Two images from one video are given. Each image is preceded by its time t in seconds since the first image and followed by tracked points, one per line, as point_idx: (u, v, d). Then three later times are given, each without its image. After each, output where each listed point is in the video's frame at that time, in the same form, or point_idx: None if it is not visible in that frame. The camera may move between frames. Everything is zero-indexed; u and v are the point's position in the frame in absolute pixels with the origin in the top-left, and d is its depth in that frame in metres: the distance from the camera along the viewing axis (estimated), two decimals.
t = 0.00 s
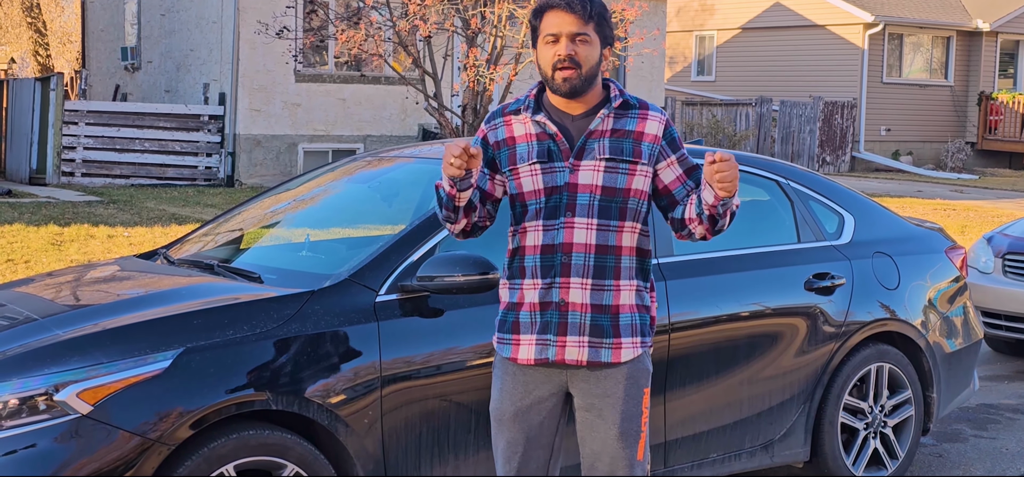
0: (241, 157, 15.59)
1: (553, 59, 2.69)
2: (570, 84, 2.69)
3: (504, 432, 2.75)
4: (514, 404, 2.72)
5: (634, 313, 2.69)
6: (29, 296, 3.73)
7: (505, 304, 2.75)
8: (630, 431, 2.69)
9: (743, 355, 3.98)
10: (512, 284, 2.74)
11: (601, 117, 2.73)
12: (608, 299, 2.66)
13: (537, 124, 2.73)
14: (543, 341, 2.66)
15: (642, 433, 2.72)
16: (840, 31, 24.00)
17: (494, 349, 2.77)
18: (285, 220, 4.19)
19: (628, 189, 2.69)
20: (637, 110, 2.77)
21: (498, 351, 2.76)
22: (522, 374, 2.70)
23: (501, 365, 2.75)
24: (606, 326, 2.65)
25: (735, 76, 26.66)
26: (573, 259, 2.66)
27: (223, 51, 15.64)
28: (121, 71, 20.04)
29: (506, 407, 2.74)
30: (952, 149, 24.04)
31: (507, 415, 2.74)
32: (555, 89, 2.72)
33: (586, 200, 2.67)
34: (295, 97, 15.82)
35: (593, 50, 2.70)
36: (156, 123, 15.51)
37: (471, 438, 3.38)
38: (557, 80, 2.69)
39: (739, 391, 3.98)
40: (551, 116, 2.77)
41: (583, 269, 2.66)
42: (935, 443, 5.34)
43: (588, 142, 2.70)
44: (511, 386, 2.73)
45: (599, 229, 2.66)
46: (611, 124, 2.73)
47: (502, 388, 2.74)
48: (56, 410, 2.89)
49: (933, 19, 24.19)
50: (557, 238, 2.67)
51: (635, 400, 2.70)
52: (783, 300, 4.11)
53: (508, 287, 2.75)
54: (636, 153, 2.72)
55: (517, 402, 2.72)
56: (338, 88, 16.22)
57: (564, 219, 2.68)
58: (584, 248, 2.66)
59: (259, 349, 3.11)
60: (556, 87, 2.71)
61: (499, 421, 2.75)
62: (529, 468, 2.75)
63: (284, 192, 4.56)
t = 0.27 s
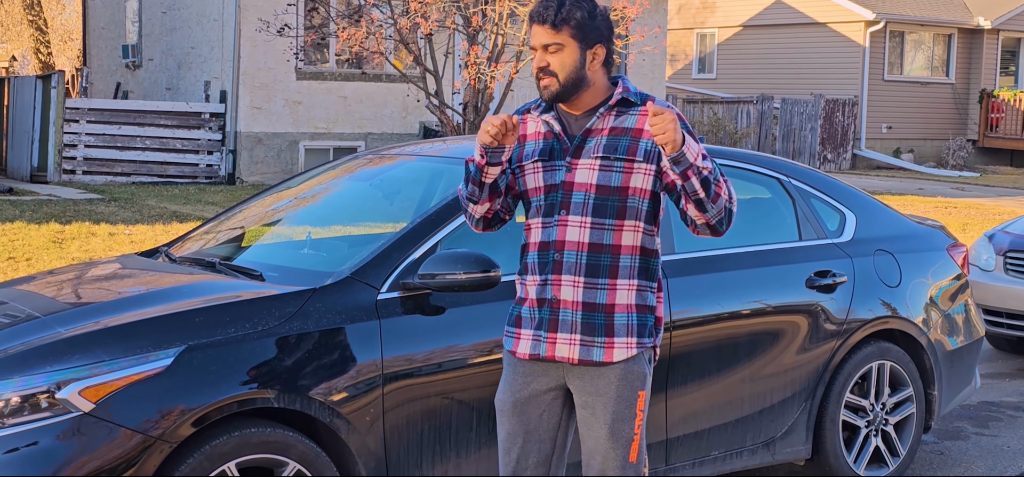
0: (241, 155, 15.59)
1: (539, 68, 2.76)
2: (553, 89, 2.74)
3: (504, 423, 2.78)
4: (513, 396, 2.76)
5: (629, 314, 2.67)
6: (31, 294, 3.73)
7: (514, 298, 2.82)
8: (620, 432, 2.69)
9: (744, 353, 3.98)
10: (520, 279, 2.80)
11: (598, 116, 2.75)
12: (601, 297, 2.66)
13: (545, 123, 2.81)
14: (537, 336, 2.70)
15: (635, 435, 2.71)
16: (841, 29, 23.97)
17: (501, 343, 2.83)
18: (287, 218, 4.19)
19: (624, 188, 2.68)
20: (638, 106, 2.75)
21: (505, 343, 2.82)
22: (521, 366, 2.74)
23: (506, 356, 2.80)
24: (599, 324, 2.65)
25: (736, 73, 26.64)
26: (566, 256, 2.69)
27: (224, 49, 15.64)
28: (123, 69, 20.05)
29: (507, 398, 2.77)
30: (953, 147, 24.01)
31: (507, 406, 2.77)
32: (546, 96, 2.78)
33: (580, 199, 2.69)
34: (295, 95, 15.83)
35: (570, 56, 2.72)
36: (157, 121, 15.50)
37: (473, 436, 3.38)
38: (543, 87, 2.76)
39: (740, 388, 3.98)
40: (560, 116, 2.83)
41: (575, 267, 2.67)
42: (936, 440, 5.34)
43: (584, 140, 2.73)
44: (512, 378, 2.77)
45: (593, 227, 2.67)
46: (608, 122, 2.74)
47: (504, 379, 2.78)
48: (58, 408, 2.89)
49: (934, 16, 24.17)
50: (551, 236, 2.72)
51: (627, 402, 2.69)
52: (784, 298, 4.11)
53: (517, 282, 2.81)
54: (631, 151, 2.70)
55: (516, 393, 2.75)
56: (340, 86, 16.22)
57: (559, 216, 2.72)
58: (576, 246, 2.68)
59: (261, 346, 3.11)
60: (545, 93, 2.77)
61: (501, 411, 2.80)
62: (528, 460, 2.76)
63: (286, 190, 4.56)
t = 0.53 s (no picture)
0: (241, 153, 15.58)
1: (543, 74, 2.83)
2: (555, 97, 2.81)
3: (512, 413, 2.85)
4: (518, 385, 2.82)
5: (618, 318, 2.68)
6: (32, 292, 3.73)
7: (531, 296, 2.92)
8: (610, 431, 2.71)
9: (744, 351, 3.98)
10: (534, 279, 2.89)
11: (596, 122, 2.77)
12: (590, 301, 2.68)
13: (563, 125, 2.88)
14: (535, 334, 2.79)
15: (626, 435, 2.72)
16: (841, 26, 23.96)
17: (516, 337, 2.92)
18: (287, 216, 4.19)
19: (610, 195, 2.69)
20: (635, 114, 2.73)
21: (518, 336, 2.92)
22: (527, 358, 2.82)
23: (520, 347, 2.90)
24: (588, 326, 2.68)
25: (736, 71, 26.62)
26: (557, 258, 2.74)
27: (224, 47, 15.63)
28: (122, 67, 20.04)
29: (514, 389, 2.84)
30: (953, 144, 24.01)
31: (513, 397, 2.84)
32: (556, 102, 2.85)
33: (574, 202, 2.73)
34: (295, 93, 15.83)
35: (567, 65, 2.75)
36: (157, 119, 15.50)
37: (473, 433, 3.38)
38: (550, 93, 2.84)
39: (740, 386, 3.98)
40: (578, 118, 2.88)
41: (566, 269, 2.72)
42: (936, 438, 5.34)
43: (582, 146, 2.77)
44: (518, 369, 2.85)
45: (582, 231, 2.70)
46: (606, 128, 2.75)
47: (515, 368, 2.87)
48: (58, 406, 2.89)
49: (935, 14, 24.17)
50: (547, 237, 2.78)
51: (617, 402, 2.70)
52: (783, 296, 4.10)
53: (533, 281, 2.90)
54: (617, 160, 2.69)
55: (520, 383, 2.82)
56: (339, 84, 16.21)
57: (555, 218, 2.76)
58: (567, 248, 2.72)
59: (261, 345, 3.11)
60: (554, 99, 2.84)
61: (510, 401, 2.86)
62: (530, 453, 2.81)
63: (285, 188, 4.56)
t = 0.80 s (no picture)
0: (240, 151, 15.57)
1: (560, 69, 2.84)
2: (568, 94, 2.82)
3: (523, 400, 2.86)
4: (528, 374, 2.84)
5: (617, 316, 2.67)
6: (31, 290, 3.73)
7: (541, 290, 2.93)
8: (608, 427, 2.71)
9: (743, 349, 3.98)
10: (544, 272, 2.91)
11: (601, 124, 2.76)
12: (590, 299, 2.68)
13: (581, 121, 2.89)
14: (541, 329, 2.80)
15: (624, 432, 2.72)
16: (840, 24, 23.96)
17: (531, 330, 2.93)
18: (285, 214, 4.18)
19: (602, 202, 2.69)
20: (636, 122, 2.70)
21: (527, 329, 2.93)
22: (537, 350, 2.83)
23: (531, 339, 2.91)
24: (588, 323, 2.68)
25: (736, 69, 26.61)
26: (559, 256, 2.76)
27: (223, 46, 15.62)
28: (121, 66, 20.04)
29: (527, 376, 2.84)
30: (952, 142, 24.02)
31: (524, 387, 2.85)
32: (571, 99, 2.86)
33: (576, 201, 2.75)
34: (294, 92, 15.81)
35: (577, 64, 2.76)
36: (156, 118, 15.51)
37: (472, 431, 3.38)
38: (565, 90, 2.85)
39: (739, 384, 3.98)
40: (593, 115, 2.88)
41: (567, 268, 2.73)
42: (936, 436, 5.34)
43: (588, 146, 2.78)
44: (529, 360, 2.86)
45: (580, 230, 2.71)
46: (607, 132, 2.74)
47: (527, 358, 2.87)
48: (57, 404, 2.89)
49: (934, 12, 24.16)
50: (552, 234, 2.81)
51: (615, 399, 2.70)
52: (782, 293, 4.10)
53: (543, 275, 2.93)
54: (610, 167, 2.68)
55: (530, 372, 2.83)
56: (338, 82, 16.20)
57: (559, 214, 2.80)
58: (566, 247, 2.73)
59: (260, 343, 3.11)
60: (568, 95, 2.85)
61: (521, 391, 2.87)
62: (533, 444, 2.82)
63: (284, 186, 4.55)
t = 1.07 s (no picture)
0: (240, 151, 15.57)
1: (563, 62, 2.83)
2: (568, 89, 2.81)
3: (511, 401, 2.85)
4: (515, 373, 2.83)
5: (611, 313, 2.67)
6: (30, 290, 3.73)
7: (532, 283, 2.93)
8: (600, 425, 2.71)
9: (742, 348, 3.98)
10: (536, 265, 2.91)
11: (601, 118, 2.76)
12: (583, 293, 2.68)
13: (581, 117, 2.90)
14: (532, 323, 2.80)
15: (618, 429, 2.71)
16: (840, 23, 23.97)
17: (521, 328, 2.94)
18: (285, 214, 4.18)
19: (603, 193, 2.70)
20: (639, 116, 2.71)
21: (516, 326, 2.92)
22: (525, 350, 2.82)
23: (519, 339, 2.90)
24: (581, 319, 2.69)
25: (735, 68, 26.61)
26: (555, 248, 2.76)
27: (222, 45, 15.61)
28: (120, 65, 20.03)
29: (515, 372, 2.84)
30: (952, 141, 24.03)
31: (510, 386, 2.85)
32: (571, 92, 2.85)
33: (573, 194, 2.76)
34: (293, 91, 15.81)
35: (580, 57, 2.76)
36: (155, 117, 15.51)
37: (472, 430, 3.38)
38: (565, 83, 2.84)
39: (739, 383, 3.98)
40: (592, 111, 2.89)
41: (562, 260, 2.72)
42: (935, 434, 5.34)
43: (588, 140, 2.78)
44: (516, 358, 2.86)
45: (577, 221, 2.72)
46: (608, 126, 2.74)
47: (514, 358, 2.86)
48: (56, 404, 2.89)
49: (934, 10, 24.16)
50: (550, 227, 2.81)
51: (607, 396, 2.70)
52: (782, 293, 4.10)
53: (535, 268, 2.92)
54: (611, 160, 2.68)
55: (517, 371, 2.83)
56: (338, 82, 16.20)
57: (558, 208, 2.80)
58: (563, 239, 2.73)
59: (259, 342, 3.10)
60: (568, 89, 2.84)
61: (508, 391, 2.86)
62: (524, 442, 2.82)
63: (284, 186, 4.55)
